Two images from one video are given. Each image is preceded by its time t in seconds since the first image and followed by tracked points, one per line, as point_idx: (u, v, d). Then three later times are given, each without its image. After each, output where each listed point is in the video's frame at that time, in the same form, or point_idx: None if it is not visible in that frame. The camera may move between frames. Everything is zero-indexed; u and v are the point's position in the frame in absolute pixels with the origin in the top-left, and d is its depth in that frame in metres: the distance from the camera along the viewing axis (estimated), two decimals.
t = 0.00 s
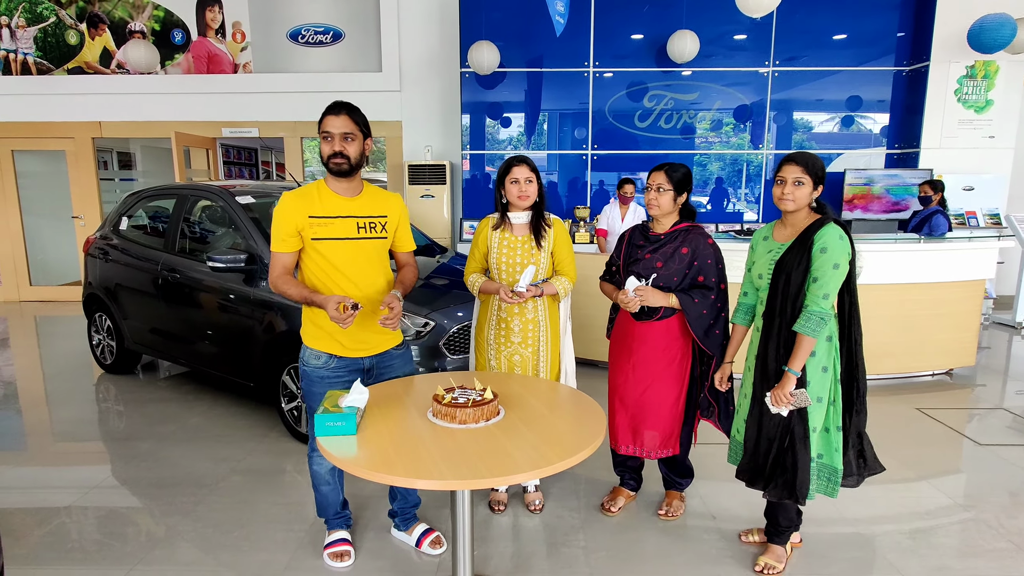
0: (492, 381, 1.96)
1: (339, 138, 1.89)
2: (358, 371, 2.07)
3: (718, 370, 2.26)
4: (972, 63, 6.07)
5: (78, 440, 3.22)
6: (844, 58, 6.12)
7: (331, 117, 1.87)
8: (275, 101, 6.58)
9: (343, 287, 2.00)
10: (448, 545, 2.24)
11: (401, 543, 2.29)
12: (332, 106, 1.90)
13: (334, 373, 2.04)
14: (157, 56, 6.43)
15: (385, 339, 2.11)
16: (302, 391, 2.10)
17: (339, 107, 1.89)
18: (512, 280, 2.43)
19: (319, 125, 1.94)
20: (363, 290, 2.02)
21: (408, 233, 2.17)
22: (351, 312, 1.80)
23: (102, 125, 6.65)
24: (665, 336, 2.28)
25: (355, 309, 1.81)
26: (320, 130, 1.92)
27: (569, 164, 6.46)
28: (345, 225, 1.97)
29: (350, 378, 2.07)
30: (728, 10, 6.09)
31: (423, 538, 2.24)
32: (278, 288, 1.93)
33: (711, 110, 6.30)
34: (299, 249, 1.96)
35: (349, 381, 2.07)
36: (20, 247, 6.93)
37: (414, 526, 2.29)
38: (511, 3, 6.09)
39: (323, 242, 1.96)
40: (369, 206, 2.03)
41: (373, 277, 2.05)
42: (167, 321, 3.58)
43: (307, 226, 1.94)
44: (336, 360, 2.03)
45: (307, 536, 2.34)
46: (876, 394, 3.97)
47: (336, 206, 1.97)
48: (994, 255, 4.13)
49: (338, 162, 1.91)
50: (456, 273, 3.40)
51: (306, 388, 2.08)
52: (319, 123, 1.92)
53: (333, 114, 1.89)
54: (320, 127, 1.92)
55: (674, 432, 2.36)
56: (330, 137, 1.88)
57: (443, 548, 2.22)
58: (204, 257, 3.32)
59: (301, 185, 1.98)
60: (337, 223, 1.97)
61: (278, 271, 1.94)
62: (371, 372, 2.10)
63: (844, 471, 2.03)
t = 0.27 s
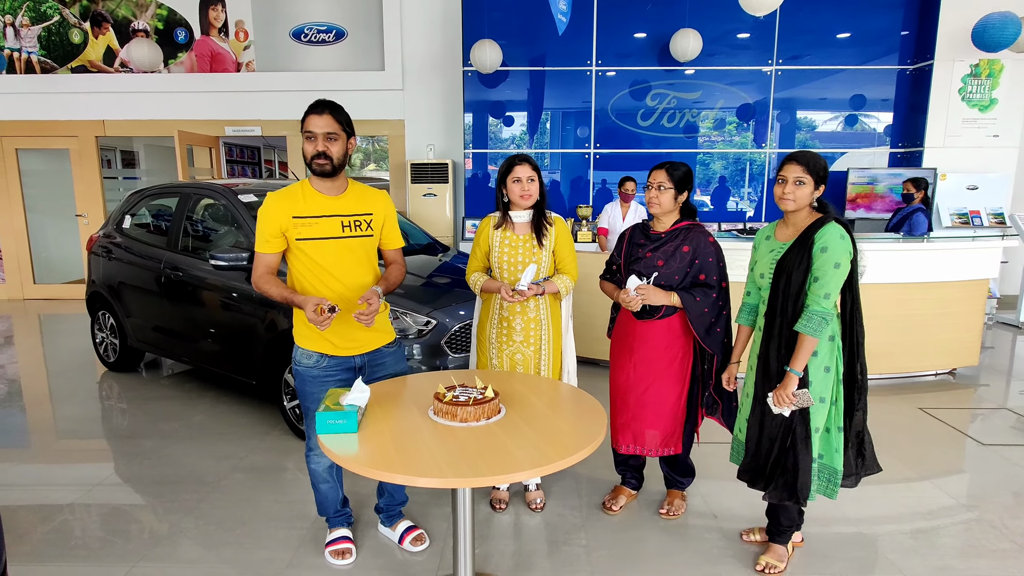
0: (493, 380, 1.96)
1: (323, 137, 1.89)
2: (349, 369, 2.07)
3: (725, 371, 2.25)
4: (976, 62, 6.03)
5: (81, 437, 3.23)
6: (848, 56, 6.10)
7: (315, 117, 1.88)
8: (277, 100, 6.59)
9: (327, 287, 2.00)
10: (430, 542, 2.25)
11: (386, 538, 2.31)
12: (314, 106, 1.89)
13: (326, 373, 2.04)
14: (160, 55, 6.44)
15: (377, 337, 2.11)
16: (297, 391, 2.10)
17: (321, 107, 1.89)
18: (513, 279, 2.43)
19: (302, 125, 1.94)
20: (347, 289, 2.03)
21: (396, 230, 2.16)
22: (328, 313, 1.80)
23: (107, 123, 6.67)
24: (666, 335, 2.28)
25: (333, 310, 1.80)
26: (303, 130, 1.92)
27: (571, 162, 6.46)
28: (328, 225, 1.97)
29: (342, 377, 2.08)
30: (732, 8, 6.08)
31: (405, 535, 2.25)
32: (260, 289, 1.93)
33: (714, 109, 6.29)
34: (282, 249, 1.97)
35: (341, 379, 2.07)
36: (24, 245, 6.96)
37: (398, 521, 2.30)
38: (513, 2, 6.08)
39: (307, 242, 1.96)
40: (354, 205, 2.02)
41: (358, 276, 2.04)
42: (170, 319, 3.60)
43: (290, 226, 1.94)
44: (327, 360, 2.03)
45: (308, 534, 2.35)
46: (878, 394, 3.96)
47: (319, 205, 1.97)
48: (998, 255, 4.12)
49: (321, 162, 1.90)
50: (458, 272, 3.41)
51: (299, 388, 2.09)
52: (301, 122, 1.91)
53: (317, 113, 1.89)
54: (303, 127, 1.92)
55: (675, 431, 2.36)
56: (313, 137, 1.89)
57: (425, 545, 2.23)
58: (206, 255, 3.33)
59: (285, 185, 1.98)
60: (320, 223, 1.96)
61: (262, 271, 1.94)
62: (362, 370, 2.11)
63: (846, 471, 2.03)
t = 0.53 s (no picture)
0: (495, 380, 1.96)
1: (328, 137, 1.90)
2: (349, 369, 2.08)
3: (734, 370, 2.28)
4: (979, 61, 6.02)
5: (84, 436, 3.24)
6: (851, 56, 6.09)
7: (318, 116, 1.87)
8: (280, 99, 6.60)
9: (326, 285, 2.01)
10: (427, 543, 2.24)
11: (384, 538, 2.31)
12: (316, 105, 1.90)
13: (328, 373, 2.05)
14: (163, 55, 6.46)
15: (377, 336, 2.12)
16: (298, 391, 2.11)
17: (323, 106, 1.90)
18: (515, 278, 2.43)
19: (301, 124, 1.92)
20: (347, 287, 2.03)
21: (394, 227, 2.17)
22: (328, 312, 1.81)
23: (110, 123, 6.68)
24: (667, 334, 2.28)
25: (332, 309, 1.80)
26: (304, 129, 1.91)
27: (573, 162, 6.46)
28: (326, 224, 1.97)
29: (344, 377, 2.08)
30: (734, 8, 6.07)
31: (402, 534, 2.24)
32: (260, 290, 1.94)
33: (717, 109, 6.29)
34: (281, 249, 1.97)
35: (343, 379, 2.08)
36: (28, 245, 6.98)
37: (395, 521, 2.30)
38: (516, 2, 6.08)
39: (305, 242, 1.96)
40: (352, 204, 2.03)
41: (357, 274, 2.05)
42: (173, 318, 3.60)
43: (288, 227, 1.94)
44: (328, 360, 2.04)
45: (310, 533, 2.35)
46: (880, 394, 3.95)
47: (316, 205, 1.97)
48: (1001, 255, 4.10)
49: (326, 162, 1.91)
50: (460, 271, 3.41)
51: (301, 388, 2.09)
52: (301, 121, 1.90)
53: (319, 113, 1.89)
54: (303, 126, 1.91)
55: (677, 431, 2.35)
56: (317, 137, 1.88)
57: (423, 545, 2.23)
58: (209, 254, 3.33)
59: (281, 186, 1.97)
60: (318, 223, 1.96)
61: (261, 272, 1.95)
62: (363, 369, 2.12)
63: (847, 471, 2.03)
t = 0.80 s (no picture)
0: (496, 380, 1.96)
1: (333, 138, 1.91)
2: (352, 369, 2.09)
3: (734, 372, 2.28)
4: (982, 63, 6.01)
5: (87, 435, 3.25)
6: (853, 57, 6.09)
7: (323, 117, 1.89)
8: (282, 100, 6.61)
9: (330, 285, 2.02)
10: (429, 544, 2.25)
11: (386, 538, 2.31)
12: (320, 106, 1.91)
13: (332, 373, 2.05)
14: (166, 55, 6.48)
15: (380, 335, 2.13)
16: (300, 391, 2.11)
17: (327, 107, 1.92)
18: (517, 279, 2.44)
19: (303, 125, 1.93)
20: (352, 286, 2.04)
21: (393, 226, 2.20)
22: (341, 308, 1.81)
23: (112, 123, 6.70)
24: (670, 335, 2.28)
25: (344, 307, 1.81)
26: (307, 131, 1.92)
27: (575, 163, 6.46)
28: (329, 224, 1.98)
29: (348, 377, 2.09)
30: (736, 9, 6.07)
31: (404, 534, 2.25)
32: (264, 292, 1.93)
33: (719, 110, 6.29)
34: (284, 251, 1.97)
35: (347, 379, 2.09)
36: (31, 245, 7.00)
37: (398, 521, 2.30)
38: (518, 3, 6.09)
39: (309, 243, 1.96)
40: (353, 203, 2.04)
41: (362, 273, 2.07)
42: (175, 318, 3.61)
43: (291, 228, 1.94)
44: (332, 360, 2.04)
45: (312, 533, 2.36)
46: (882, 395, 3.95)
47: (318, 205, 1.97)
48: (1004, 256, 4.10)
49: (330, 163, 1.92)
50: (462, 272, 3.41)
51: (304, 388, 2.10)
52: (306, 123, 1.92)
53: (323, 114, 1.91)
54: (306, 127, 1.92)
55: (679, 431, 2.36)
56: (322, 138, 1.89)
57: (424, 546, 2.23)
58: (212, 255, 3.34)
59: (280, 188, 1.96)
60: (321, 223, 1.97)
61: (264, 274, 1.94)
62: (366, 369, 2.13)
63: (848, 471, 2.03)
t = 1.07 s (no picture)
0: (497, 380, 1.97)
1: (339, 140, 1.92)
2: (355, 369, 2.09)
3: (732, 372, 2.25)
4: (984, 64, 6.00)
5: (89, 436, 3.26)
6: (855, 58, 6.08)
7: (330, 119, 1.89)
8: (284, 101, 6.62)
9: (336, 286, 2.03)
10: (430, 544, 2.25)
11: (388, 538, 2.32)
12: (326, 108, 1.92)
13: (336, 373, 2.05)
14: (169, 57, 6.50)
15: (383, 335, 2.14)
16: (304, 392, 2.11)
17: (333, 109, 1.92)
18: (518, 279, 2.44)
19: (308, 127, 1.93)
20: (357, 286, 2.05)
21: (393, 226, 2.22)
22: (353, 309, 1.83)
23: (115, 124, 6.72)
24: (671, 336, 2.28)
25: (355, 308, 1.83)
26: (313, 132, 1.92)
27: (577, 164, 6.47)
28: (334, 226, 1.99)
29: (352, 376, 2.09)
30: (738, 10, 6.07)
31: (406, 535, 2.25)
32: (271, 294, 1.92)
33: (720, 111, 6.29)
34: (289, 253, 1.96)
35: (351, 378, 2.09)
36: (34, 245, 7.02)
37: (400, 521, 2.31)
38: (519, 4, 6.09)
39: (315, 244, 1.97)
40: (357, 204, 2.06)
41: (367, 273, 2.08)
42: (177, 319, 3.62)
43: (297, 229, 1.93)
44: (336, 360, 2.05)
45: (314, 533, 2.36)
46: (884, 396, 3.94)
47: (323, 206, 1.97)
48: (1006, 257, 4.10)
49: (336, 165, 1.93)
50: (464, 272, 3.42)
51: (307, 388, 2.10)
52: (311, 124, 1.91)
53: (329, 116, 1.91)
54: (312, 128, 1.92)
55: (681, 432, 2.36)
56: (329, 140, 1.90)
57: (426, 546, 2.24)
58: (214, 256, 3.35)
59: (283, 190, 1.95)
60: (327, 224, 1.98)
61: (269, 277, 1.93)
62: (371, 368, 2.14)
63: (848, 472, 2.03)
